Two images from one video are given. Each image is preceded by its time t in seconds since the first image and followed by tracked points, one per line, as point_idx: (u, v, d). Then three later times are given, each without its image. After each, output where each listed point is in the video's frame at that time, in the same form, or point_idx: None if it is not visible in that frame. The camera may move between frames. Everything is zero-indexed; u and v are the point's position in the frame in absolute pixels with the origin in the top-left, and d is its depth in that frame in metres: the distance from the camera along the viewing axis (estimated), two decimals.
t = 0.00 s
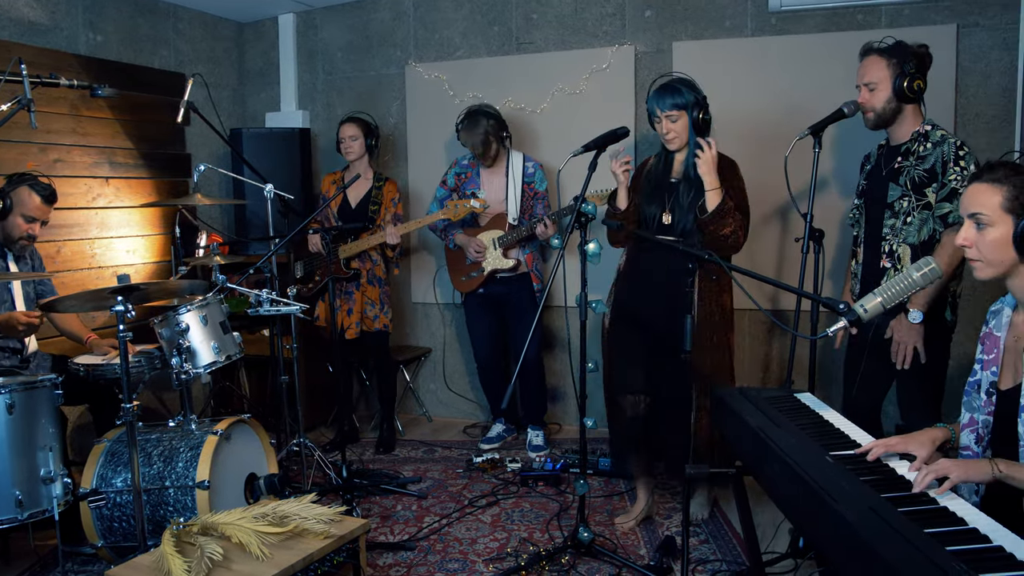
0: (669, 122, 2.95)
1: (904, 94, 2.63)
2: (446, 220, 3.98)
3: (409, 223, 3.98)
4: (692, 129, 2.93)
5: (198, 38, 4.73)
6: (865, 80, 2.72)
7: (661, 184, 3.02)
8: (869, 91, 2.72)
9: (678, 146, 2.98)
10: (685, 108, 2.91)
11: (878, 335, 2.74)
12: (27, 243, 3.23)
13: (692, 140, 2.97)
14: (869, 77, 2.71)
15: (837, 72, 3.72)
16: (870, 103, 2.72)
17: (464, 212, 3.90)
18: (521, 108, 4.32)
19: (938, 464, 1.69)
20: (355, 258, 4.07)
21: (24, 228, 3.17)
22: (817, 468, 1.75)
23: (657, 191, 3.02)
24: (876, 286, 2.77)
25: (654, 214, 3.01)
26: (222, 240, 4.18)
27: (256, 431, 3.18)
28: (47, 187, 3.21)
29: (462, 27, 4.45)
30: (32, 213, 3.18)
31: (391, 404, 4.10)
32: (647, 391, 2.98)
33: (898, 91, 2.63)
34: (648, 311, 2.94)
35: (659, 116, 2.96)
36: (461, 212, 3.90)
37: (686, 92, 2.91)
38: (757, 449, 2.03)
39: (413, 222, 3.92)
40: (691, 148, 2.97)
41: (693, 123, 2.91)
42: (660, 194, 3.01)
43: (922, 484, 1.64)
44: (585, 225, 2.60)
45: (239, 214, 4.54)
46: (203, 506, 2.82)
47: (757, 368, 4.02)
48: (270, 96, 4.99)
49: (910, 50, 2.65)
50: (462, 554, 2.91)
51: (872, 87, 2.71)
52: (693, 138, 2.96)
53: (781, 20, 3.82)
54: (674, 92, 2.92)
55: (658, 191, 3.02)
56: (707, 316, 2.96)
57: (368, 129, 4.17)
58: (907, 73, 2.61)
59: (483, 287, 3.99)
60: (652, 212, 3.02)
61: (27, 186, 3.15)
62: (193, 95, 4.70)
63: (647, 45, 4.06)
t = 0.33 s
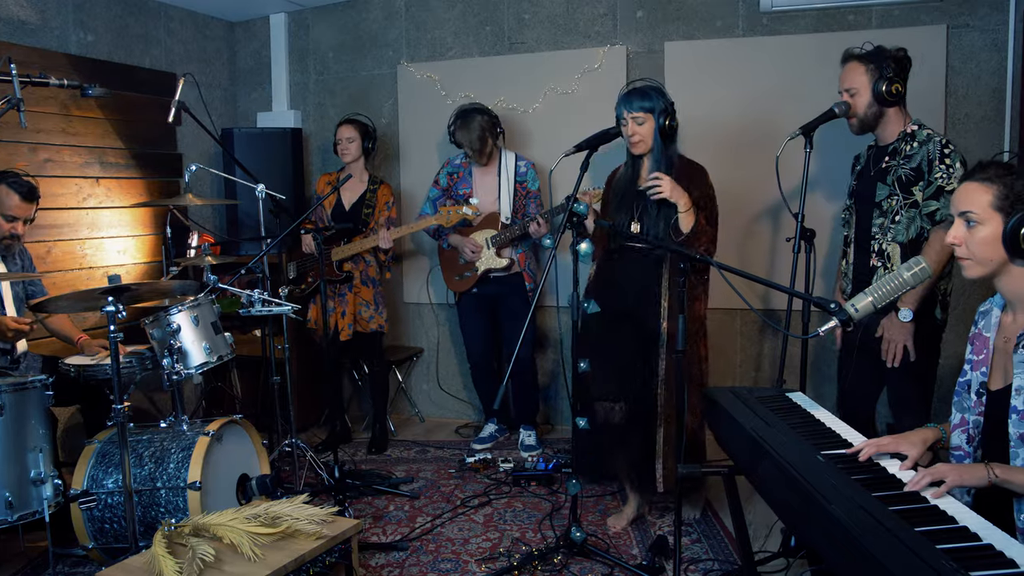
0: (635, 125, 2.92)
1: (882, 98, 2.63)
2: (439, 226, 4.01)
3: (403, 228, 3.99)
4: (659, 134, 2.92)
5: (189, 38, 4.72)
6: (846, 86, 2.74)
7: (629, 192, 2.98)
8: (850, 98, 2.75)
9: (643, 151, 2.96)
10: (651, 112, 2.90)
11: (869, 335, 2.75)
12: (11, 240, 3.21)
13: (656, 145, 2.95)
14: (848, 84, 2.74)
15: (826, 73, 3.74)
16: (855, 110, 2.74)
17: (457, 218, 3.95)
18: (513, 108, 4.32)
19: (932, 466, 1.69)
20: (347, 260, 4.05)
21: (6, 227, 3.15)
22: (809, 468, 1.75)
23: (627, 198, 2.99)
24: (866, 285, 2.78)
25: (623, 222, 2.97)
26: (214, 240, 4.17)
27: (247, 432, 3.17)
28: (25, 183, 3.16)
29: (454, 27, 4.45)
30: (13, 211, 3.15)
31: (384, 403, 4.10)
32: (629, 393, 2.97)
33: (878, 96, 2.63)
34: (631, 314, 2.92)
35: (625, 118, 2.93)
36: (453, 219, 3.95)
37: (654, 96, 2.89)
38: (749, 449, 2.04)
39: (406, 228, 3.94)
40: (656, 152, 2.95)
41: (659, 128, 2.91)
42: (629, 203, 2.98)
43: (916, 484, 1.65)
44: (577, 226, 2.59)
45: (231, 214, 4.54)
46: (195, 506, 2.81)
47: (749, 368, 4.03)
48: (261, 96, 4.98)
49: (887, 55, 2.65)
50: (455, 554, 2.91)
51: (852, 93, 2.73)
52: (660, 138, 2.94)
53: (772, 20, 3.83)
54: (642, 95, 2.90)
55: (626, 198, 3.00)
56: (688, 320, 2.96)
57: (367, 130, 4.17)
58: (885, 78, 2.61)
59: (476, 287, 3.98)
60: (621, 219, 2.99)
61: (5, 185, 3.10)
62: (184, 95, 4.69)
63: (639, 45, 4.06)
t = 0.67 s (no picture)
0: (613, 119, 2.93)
1: (872, 97, 2.63)
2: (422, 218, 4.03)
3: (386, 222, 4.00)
4: (637, 126, 2.90)
5: (181, 37, 4.70)
6: (837, 85, 2.76)
7: (609, 186, 3.00)
8: (840, 96, 2.77)
9: (623, 145, 2.94)
10: (630, 106, 2.89)
11: (863, 335, 2.75)
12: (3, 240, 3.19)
13: (635, 137, 2.93)
14: (839, 83, 2.76)
15: (817, 72, 3.76)
16: (845, 109, 2.77)
17: (440, 210, 3.97)
18: (505, 108, 4.31)
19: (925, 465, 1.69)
20: (333, 259, 4.06)
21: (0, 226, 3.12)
22: (802, 468, 1.76)
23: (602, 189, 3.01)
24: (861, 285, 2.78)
25: (598, 215, 3.01)
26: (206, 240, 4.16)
27: (240, 432, 3.17)
28: (21, 183, 3.16)
29: (446, 27, 4.45)
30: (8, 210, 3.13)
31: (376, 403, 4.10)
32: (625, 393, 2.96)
33: (867, 95, 2.64)
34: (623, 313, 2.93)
35: (603, 112, 2.94)
36: (438, 211, 3.97)
37: (631, 90, 2.88)
38: (742, 448, 2.04)
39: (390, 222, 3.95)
40: (634, 145, 2.93)
41: (637, 120, 2.90)
42: (605, 188, 3.01)
43: (909, 482, 1.65)
44: (570, 225, 2.59)
45: (223, 214, 4.53)
46: (188, 507, 2.81)
47: (742, 367, 4.04)
48: (253, 96, 4.96)
49: (877, 56, 2.67)
50: (448, 554, 2.91)
51: (842, 92, 2.75)
52: (639, 130, 2.93)
53: (764, 21, 3.84)
54: (618, 89, 2.89)
55: (603, 185, 3.02)
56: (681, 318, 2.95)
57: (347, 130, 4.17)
58: (874, 77, 2.62)
59: (468, 287, 3.98)
60: (594, 210, 3.03)
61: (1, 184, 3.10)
62: (175, 94, 4.68)
63: (631, 46, 4.07)
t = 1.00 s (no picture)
0: (595, 111, 2.95)
1: (861, 99, 2.65)
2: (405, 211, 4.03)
3: (368, 218, 4.01)
4: (618, 119, 2.91)
5: (171, 37, 4.68)
6: (827, 89, 2.78)
7: (594, 186, 3.03)
8: (829, 100, 2.78)
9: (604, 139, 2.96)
10: (612, 99, 2.90)
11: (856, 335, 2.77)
12: None
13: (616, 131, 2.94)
14: (829, 87, 2.77)
15: (807, 72, 3.77)
16: (835, 112, 2.77)
17: (421, 202, 3.96)
18: (496, 108, 4.32)
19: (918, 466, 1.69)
20: (316, 258, 4.08)
21: None
22: (791, 467, 1.76)
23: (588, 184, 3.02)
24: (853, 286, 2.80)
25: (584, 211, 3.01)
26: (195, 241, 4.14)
27: (230, 434, 3.16)
28: (10, 184, 3.15)
29: (437, 27, 4.45)
30: None
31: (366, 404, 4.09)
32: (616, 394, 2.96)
33: (855, 98, 2.66)
34: (613, 313, 2.93)
35: (585, 103, 2.94)
36: (418, 203, 3.95)
37: (614, 83, 2.89)
38: (732, 448, 2.04)
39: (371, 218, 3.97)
40: (615, 139, 2.96)
41: (618, 114, 2.90)
42: (590, 192, 3.01)
43: (900, 482, 1.66)
44: (560, 225, 2.59)
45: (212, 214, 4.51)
46: (177, 508, 2.79)
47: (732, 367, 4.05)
48: (243, 96, 4.95)
49: (863, 57, 2.68)
50: (439, 555, 2.91)
51: (832, 96, 2.77)
52: (628, 123, 2.92)
53: (753, 21, 3.85)
54: (601, 80, 2.90)
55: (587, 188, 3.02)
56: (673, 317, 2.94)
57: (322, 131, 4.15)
58: (861, 79, 2.64)
59: (458, 287, 3.98)
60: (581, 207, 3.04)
61: None
62: (165, 94, 4.66)
63: (622, 46, 4.07)
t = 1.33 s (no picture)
0: (589, 116, 2.96)
1: (850, 100, 2.64)
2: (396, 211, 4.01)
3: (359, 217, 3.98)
4: (611, 124, 2.92)
5: (160, 36, 4.67)
6: (817, 91, 2.78)
7: (591, 188, 3.03)
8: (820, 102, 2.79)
9: (598, 143, 2.98)
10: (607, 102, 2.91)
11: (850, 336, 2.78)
12: None
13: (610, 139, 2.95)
14: (820, 89, 2.77)
15: (797, 73, 3.78)
16: (825, 113, 2.79)
17: (412, 201, 3.95)
18: (487, 108, 4.31)
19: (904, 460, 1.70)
20: (307, 258, 4.06)
21: None
22: (780, 467, 1.76)
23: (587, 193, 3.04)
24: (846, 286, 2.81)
25: (586, 215, 3.04)
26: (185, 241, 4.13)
27: (220, 434, 3.15)
28: None
29: (428, 26, 4.45)
30: None
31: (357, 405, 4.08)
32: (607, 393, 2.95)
33: (845, 99, 2.66)
34: (604, 313, 2.93)
35: (579, 108, 2.97)
36: (409, 202, 3.93)
37: (608, 88, 2.91)
38: (722, 448, 2.04)
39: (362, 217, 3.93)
40: (608, 142, 2.96)
41: (612, 119, 2.91)
42: (591, 195, 3.04)
43: (887, 479, 1.67)
44: (550, 225, 2.59)
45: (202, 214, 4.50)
46: (167, 510, 2.78)
47: (723, 366, 4.06)
48: (233, 96, 4.94)
49: (852, 60, 2.70)
50: (430, 555, 2.91)
51: (823, 98, 2.77)
52: (620, 129, 2.93)
53: (743, 22, 3.87)
54: (595, 85, 2.92)
55: (591, 192, 3.04)
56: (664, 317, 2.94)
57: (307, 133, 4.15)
58: (853, 80, 2.64)
59: (449, 287, 3.98)
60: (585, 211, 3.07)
61: None
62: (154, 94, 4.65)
63: (612, 46, 4.08)
